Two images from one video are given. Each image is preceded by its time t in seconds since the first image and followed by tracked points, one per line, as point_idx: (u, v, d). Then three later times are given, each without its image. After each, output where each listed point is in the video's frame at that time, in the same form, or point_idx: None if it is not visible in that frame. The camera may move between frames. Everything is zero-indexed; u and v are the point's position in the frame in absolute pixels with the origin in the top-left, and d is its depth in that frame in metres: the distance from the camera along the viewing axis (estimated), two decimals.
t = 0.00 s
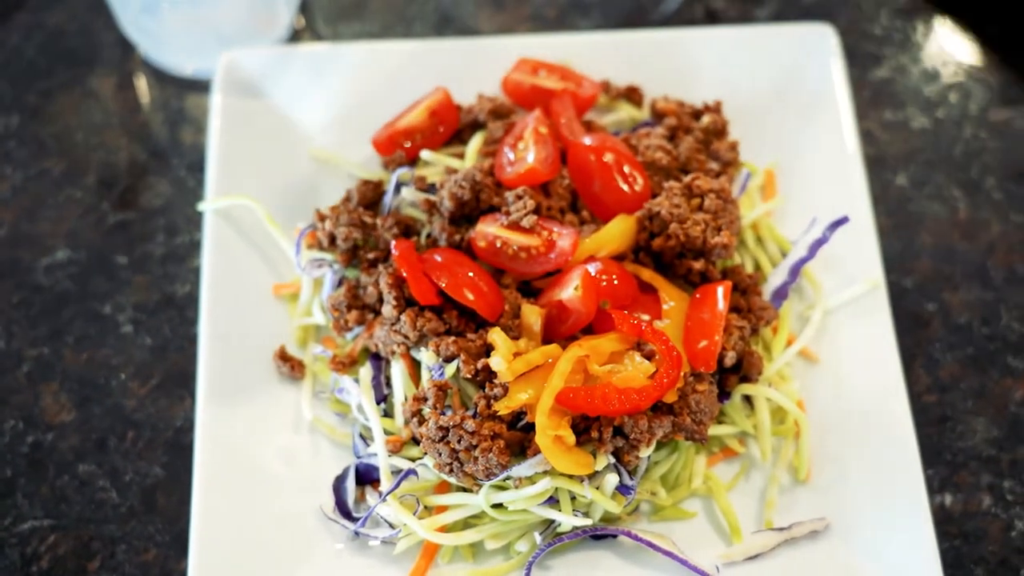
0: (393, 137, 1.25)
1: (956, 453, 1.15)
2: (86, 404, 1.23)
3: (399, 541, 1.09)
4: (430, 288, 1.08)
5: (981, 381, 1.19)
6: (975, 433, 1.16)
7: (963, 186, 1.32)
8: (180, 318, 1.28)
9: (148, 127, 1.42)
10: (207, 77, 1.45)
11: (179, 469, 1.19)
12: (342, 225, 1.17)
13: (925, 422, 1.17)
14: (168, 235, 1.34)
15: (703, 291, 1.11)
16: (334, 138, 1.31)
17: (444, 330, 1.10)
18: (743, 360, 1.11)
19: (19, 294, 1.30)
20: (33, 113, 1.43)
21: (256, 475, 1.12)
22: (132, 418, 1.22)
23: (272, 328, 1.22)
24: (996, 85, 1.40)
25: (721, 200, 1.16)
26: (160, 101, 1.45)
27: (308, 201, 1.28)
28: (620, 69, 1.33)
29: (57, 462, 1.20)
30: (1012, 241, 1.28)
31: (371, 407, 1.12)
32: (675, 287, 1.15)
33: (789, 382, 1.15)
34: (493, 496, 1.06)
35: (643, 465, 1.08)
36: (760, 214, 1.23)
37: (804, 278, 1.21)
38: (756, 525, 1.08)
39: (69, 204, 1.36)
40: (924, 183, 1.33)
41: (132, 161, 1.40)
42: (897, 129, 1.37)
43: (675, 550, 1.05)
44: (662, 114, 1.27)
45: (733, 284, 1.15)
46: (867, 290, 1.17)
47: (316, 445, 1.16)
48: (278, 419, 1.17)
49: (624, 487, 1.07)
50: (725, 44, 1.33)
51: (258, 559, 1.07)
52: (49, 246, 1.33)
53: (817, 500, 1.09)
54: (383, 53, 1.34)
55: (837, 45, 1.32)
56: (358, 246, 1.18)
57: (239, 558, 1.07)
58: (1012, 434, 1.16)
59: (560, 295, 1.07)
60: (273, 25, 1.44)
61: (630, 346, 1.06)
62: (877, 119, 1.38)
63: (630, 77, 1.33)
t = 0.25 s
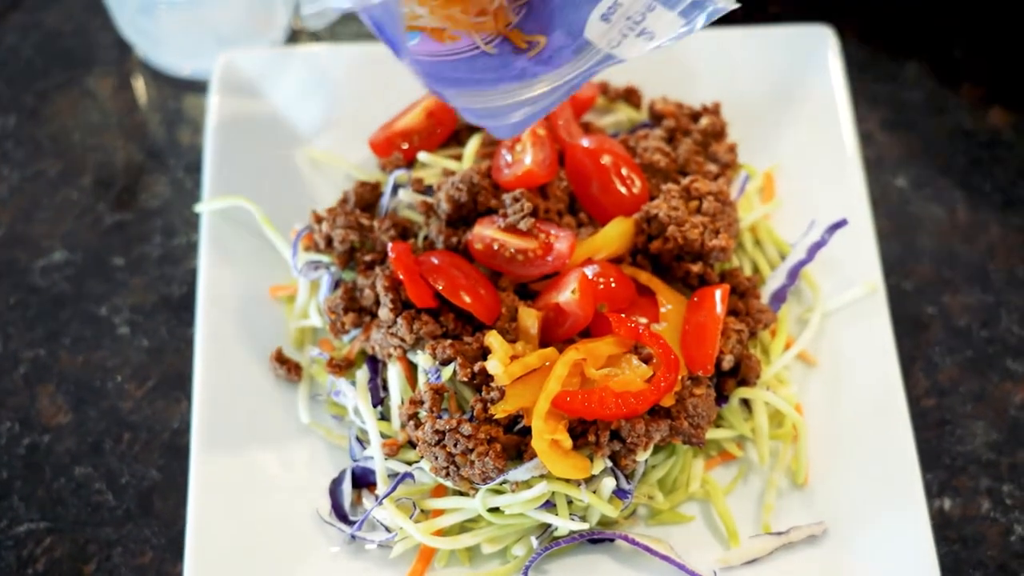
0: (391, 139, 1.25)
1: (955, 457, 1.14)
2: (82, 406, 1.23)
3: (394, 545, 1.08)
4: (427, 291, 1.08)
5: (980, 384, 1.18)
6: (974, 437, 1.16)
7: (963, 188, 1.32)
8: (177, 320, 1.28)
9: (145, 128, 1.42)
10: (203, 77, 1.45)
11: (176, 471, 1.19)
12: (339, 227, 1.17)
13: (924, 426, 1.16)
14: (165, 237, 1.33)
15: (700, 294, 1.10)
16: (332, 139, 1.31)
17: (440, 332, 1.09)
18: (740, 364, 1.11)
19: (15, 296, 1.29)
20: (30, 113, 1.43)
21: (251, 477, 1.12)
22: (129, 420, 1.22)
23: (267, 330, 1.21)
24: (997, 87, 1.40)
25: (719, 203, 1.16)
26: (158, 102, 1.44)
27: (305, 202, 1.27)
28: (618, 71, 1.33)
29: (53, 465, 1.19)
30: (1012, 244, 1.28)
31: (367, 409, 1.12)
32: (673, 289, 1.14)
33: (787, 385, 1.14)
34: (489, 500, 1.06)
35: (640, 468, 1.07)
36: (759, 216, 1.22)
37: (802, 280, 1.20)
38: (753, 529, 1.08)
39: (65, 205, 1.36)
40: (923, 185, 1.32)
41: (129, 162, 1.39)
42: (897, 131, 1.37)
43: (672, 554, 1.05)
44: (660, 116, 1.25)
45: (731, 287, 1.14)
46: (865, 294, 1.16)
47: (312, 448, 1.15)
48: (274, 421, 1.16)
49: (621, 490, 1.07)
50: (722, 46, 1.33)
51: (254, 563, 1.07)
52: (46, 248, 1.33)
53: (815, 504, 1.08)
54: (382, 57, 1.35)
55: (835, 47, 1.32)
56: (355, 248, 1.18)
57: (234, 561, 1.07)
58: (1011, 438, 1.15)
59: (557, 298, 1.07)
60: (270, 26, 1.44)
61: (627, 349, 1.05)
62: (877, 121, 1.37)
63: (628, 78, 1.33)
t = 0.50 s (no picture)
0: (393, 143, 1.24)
1: (958, 462, 1.14)
2: (82, 410, 1.23)
3: (395, 550, 1.08)
4: (428, 296, 1.08)
5: (983, 389, 1.18)
6: (977, 442, 1.15)
7: (966, 191, 1.31)
8: (177, 324, 1.27)
9: (146, 130, 1.42)
10: (203, 79, 1.45)
11: (176, 476, 1.18)
12: (340, 231, 1.17)
13: (927, 430, 1.16)
14: (165, 240, 1.33)
15: (702, 298, 1.10)
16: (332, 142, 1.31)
17: (441, 337, 1.09)
18: (742, 369, 1.10)
19: (15, 299, 1.29)
20: (30, 115, 1.42)
21: (252, 481, 1.11)
22: (129, 424, 1.22)
23: (267, 334, 1.20)
24: (1000, 89, 1.39)
25: (721, 207, 1.15)
26: (158, 104, 1.44)
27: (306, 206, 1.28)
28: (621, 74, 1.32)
29: (53, 469, 1.19)
30: (1015, 247, 1.27)
31: (367, 414, 1.11)
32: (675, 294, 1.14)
33: (789, 391, 1.14)
34: (490, 506, 1.05)
35: (641, 474, 1.07)
36: (762, 220, 1.21)
37: (805, 284, 1.20)
38: (756, 535, 1.07)
39: (65, 208, 1.35)
40: (926, 189, 1.31)
41: (129, 164, 1.39)
42: (900, 134, 1.36)
43: (673, 560, 1.04)
44: (662, 120, 1.25)
45: (733, 291, 1.14)
46: (869, 297, 1.16)
47: (313, 453, 1.15)
48: (275, 425, 1.16)
49: (623, 496, 1.06)
50: (724, 49, 1.33)
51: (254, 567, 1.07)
52: (45, 250, 1.32)
53: (817, 509, 1.08)
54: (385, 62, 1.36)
55: (839, 51, 1.32)
56: (355, 252, 1.18)
57: (235, 565, 1.06)
58: (1015, 443, 1.15)
59: (559, 303, 1.06)
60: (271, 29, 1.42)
61: (629, 355, 1.05)
62: (880, 124, 1.37)
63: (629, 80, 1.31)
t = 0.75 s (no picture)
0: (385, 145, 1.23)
1: (953, 465, 1.13)
2: (74, 415, 1.22)
3: (388, 556, 1.07)
4: (419, 300, 1.07)
5: (978, 391, 1.17)
6: (972, 445, 1.15)
7: (961, 193, 1.31)
8: (169, 328, 1.27)
9: (139, 133, 1.41)
10: (196, 82, 1.44)
11: (168, 481, 1.18)
12: (332, 235, 1.16)
13: (922, 433, 1.15)
14: (158, 244, 1.33)
15: (696, 302, 1.09)
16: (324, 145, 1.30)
17: (434, 342, 1.08)
18: (736, 372, 1.10)
19: (6, 303, 1.28)
20: (22, 119, 1.42)
21: (243, 487, 1.11)
22: (121, 429, 1.21)
23: (259, 339, 1.20)
24: (995, 90, 1.39)
25: (715, 210, 1.14)
26: (151, 107, 1.43)
27: (298, 210, 1.27)
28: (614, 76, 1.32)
29: (44, 475, 1.18)
30: (1011, 249, 1.27)
31: (360, 419, 1.11)
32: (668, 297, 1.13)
33: (783, 394, 1.13)
34: (484, 511, 1.05)
35: (635, 478, 1.06)
36: (755, 223, 1.21)
37: (799, 287, 1.19)
38: (749, 539, 1.07)
39: (57, 212, 1.34)
40: (921, 190, 1.31)
41: (121, 168, 1.38)
42: (895, 135, 1.35)
43: (667, 564, 1.04)
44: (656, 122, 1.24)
45: (727, 295, 1.13)
46: (863, 300, 1.16)
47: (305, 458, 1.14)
48: (267, 430, 1.15)
49: (616, 501, 1.06)
50: (718, 51, 1.32)
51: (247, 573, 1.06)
52: (37, 255, 1.32)
53: (812, 513, 1.07)
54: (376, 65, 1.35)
55: (833, 51, 1.31)
56: (348, 256, 1.17)
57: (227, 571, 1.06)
58: (1010, 446, 1.14)
59: (552, 306, 1.05)
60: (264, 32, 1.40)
61: (623, 359, 1.05)
62: (875, 125, 1.36)
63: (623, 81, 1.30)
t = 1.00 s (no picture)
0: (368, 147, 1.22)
1: (939, 467, 1.13)
2: (58, 421, 1.21)
3: (373, 561, 1.07)
4: (404, 304, 1.06)
5: (965, 393, 1.17)
6: (959, 447, 1.14)
7: (948, 194, 1.31)
8: (154, 333, 1.26)
9: (124, 137, 1.40)
10: (182, 85, 1.43)
11: (152, 486, 1.17)
12: (317, 239, 1.15)
13: (909, 435, 1.15)
14: (142, 248, 1.32)
15: (681, 305, 1.09)
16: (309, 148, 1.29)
17: (419, 346, 1.08)
18: (722, 375, 1.10)
19: None
20: (7, 123, 1.41)
21: (228, 493, 1.10)
22: (106, 435, 1.21)
23: (244, 343, 1.19)
24: (982, 91, 1.39)
25: (701, 212, 1.14)
26: (136, 110, 1.43)
27: (284, 214, 1.27)
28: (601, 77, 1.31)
29: (29, 481, 1.18)
30: (997, 250, 1.26)
31: (345, 424, 1.11)
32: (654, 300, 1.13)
33: (770, 397, 1.13)
34: (469, 515, 1.04)
35: (621, 482, 1.06)
36: (741, 225, 1.21)
37: (785, 289, 1.19)
38: (736, 542, 1.06)
39: (42, 217, 1.34)
40: (908, 192, 1.31)
41: (106, 172, 1.37)
42: (882, 136, 1.35)
43: (653, 568, 1.03)
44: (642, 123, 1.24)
45: (713, 298, 1.13)
46: (849, 302, 1.15)
47: (291, 463, 1.14)
48: (251, 435, 1.15)
49: (602, 505, 1.05)
50: (704, 52, 1.31)
51: None
52: (22, 260, 1.31)
53: (798, 516, 1.07)
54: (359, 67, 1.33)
55: (819, 52, 1.30)
56: (333, 259, 1.17)
57: None
58: (996, 447, 1.14)
59: (537, 310, 1.05)
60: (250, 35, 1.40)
61: (608, 362, 1.04)
62: (861, 126, 1.36)
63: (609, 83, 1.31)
